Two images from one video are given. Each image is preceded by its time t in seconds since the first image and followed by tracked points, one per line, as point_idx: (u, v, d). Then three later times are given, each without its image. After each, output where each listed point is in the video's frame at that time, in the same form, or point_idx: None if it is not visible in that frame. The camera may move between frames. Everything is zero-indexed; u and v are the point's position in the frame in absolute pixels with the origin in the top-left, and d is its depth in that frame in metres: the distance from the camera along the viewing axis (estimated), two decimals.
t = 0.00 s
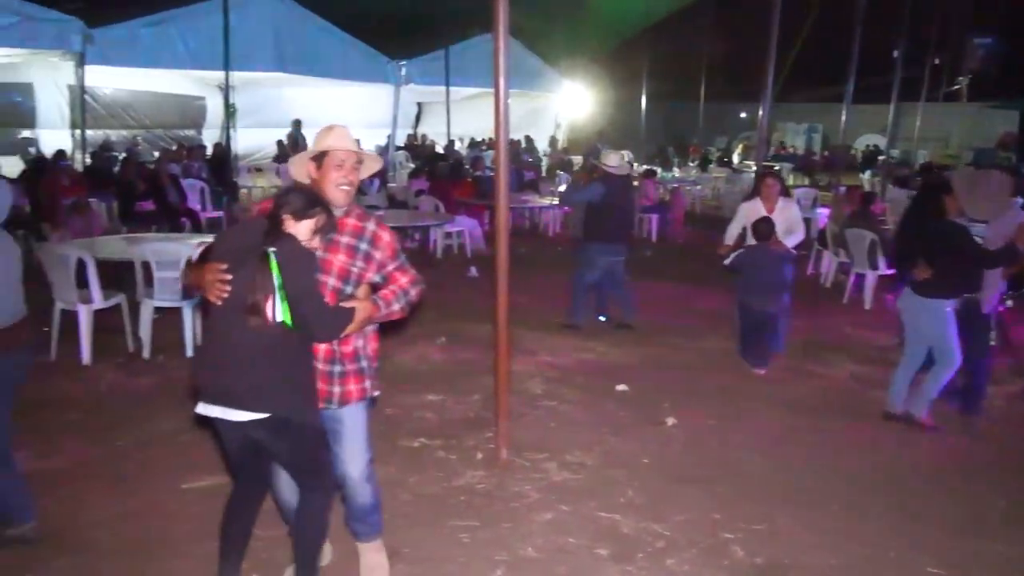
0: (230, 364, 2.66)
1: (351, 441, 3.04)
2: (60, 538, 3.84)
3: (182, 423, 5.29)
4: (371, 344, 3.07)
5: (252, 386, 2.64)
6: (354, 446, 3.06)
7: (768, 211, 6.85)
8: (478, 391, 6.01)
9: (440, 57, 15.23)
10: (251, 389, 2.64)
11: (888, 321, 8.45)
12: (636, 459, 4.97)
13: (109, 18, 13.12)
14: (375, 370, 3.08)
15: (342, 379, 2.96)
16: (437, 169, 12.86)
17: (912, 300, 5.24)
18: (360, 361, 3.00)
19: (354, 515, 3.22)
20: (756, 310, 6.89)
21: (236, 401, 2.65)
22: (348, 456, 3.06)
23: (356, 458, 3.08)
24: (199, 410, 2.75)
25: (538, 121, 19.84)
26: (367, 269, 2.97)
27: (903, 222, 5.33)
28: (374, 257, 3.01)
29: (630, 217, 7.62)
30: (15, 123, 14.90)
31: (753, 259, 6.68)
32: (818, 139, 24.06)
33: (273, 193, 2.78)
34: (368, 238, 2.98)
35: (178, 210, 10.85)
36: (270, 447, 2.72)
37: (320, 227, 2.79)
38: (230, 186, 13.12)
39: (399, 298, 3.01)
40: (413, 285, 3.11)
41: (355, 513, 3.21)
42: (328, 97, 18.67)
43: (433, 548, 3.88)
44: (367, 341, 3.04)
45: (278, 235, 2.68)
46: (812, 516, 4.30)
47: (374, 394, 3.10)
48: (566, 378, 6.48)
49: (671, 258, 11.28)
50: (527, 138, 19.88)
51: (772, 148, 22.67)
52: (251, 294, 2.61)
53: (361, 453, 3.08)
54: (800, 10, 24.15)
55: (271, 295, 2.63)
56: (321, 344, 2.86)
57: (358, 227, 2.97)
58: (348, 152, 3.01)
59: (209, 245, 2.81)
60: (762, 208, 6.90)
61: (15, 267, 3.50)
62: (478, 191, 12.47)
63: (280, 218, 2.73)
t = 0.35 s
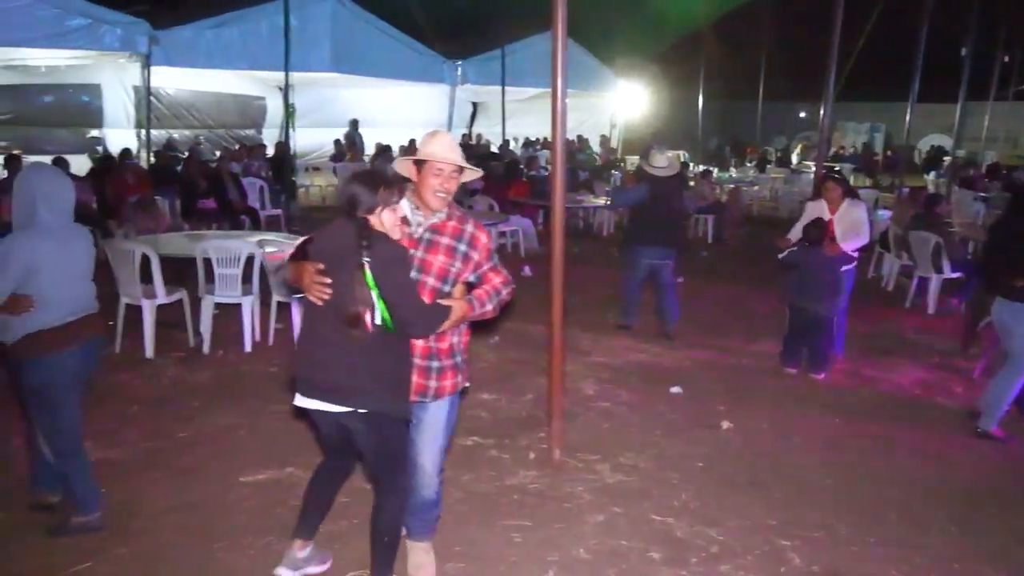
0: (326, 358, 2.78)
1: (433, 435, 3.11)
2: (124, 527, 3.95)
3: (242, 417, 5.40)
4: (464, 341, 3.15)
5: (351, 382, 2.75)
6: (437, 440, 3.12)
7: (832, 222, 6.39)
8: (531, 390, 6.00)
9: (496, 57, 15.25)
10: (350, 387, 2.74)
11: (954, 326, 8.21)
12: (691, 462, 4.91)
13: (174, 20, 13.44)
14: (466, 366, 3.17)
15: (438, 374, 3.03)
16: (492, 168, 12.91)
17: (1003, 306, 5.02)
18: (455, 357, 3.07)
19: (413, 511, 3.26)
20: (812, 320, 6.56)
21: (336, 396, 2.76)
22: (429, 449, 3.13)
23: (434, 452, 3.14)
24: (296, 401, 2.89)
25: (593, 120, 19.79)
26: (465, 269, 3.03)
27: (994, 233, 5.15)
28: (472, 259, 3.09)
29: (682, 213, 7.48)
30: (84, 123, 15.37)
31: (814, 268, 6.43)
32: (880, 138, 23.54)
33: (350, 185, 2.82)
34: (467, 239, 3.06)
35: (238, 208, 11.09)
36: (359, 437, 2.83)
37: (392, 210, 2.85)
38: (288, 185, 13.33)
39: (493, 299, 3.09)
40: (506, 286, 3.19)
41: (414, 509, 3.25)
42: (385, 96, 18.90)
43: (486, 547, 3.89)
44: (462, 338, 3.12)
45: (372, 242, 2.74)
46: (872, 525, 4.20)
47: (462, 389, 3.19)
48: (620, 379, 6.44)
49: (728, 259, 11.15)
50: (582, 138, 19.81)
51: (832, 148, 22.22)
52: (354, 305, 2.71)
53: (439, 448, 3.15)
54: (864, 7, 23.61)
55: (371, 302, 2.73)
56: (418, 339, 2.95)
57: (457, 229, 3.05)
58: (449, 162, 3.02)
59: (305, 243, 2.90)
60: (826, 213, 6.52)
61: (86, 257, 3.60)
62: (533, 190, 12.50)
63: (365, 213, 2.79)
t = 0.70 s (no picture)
0: (359, 349, 2.88)
1: (484, 430, 3.14)
2: (161, 521, 4.01)
3: (277, 414, 5.45)
4: (516, 335, 3.19)
5: (376, 377, 2.84)
6: (490, 435, 3.15)
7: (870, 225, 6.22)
8: (563, 391, 5.99)
9: (530, 57, 15.24)
10: (367, 377, 2.85)
11: (996, 330, 8.04)
12: (724, 465, 4.87)
13: (212, 22, 13.62)
14: (518, 362, 3.18)
15: (485, 366, 3.08)
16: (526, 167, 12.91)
17: None
18: (502, 352, 3.10)
19: (478, 506, 3.30)
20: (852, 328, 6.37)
21: (367, 386, 2.88)
22: (483, 445, 3.15)
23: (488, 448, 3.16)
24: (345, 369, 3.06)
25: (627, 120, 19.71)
26: (508, 264, 3.09)
27: None
28: (518, 251, 3.14)
29: (718, 214, 7.40)
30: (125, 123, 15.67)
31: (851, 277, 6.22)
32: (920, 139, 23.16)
33: (401, 181, 2.83)
34: (513, 233, 3.12)
35: (273, 207, 11.22)
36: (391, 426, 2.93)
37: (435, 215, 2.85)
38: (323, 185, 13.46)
39: (538, 292, 3.07)
40: (559, 282, 3.17)
41: (478, 503, 3.29)
42: (420, 97, 18.99)
43: (517, 547, 3.89)
44: (512, 333, 3.15)
45: (394, 245, 2.80)
46: (910, 531, 4.13)
47: (512, 388, 3.20)
48: (653, 380, 6.40)
49: (763, 261, 11.05)
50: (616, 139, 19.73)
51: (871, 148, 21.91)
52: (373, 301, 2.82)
53: (493, 444, 3.17)
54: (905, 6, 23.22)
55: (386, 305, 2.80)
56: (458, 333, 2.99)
57: (503, 222, 3.13)
58: (490, 158, 3.11)
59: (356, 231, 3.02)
60: (862, 217, 6.36)
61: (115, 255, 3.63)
62: (566, 191, 12.47)
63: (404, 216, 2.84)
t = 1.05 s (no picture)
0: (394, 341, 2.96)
1: (542, 436, 3.13)
2: (185, 517, 4.06)
3: (300, 412, 5.49)
4: (571, 341, 3.12)
5: (405, 371, 2.91)
6: (551, 448, 3.14)
7: (899, 228, 6.03)
8: (586, 391, 5.98)
9: (554, 57, 15.22)
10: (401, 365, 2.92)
11: None
12: (748, 468, 4.83)
13: (238, 22, 13.73)
14: (571, 370, 3.13)
15: (531, 369, 3.06)
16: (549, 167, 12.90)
17: None
18: (553, 357, 3.06)
19: (541, 516, 3.30)
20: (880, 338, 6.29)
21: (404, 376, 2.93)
22: (544, 459, 3.14)
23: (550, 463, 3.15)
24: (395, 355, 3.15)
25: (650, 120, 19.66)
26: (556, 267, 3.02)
27: None
28: (572, 253, 3.05)
29: (744, 214, 7.34)
30: (153, 123, 15.86)
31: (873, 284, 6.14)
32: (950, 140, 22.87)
33: (451, 182, 2.86)
34: (566, 234, 3.04)
35: (298, 207, 11.27)
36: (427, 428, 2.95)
37: (476, 218, 2.84)
38: (347, 185, 13.47)
39: (593, 294, 2.97)
40: (620, 284, 3.06)
41: (541, 513, 3.30)
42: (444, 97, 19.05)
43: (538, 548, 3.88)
44: (565, 337, 3.09)
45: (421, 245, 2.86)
46: (936, 537, 4.07)
47: (565, 395, 3.15)
48: (676, 382, 6.37)
49: (788, 262, 10.96)
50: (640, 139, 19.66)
51: (899, 148, 21.67)
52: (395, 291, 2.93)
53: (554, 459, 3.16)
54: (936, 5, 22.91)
55: (408, 295, 2.89)
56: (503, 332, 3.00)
57: (558, 223, 3.05)
58: (542, 159, 3.02)
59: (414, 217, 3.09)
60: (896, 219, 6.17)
61: (145, 256, 3.66)
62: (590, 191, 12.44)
63: (445, 217, 2.85)
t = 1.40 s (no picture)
0: (437, 345, 2.91)
1: (579, 444, 3.03)
2: (199, 515, 4.08)
3: (314, 411, 5.51)
4: (620, 343, 3.02)
5: (440, 374, 2.86)
6: (587, 453, 3.04)
7: (905, 228, 5.97)
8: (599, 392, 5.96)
9: (569, 57, 15.20)
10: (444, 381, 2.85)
11: None
12: (762, 470, 4.81)
13: (254, 23, 13.79)
14: (621, 372, 3.03)
15: (576, 379, 2.94)
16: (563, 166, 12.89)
17: None
18: (601, 361, 2.95)
19: (568, 522, 3.25)
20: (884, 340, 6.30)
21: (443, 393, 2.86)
22: (580, 463, 3.04)
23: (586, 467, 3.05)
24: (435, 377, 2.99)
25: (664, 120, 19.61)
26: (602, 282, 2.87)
27: None
28: (615, 252, 2.96)
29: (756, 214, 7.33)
30: (168, 123, 15.96)
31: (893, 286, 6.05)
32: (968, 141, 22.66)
33: (497, 196, 2.71)
34: (608, 232, 2.95)
35: (312, 207, 11.33)
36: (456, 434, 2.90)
37: (524, 231, 2.72)
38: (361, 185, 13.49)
39: (638, 291, 2.88)
40: (667, 280, 2.95)
41: (568, 518, 3.23)
42: (458, 97, 19.09)
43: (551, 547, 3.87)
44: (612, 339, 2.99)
45: (467, 257, 2.72)
46: (952, 541, 4.03)
47: (613, 402, 3.05)
48: (690, 383, 6.35)
49: (804, 263, 10.90)
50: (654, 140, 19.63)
51: (914, 148, 21.54)
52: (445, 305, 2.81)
53: (589, 465, 3.06)
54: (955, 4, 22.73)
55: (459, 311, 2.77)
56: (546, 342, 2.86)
57: (599, 221, 2.96)
58: (576, 162, 2.93)
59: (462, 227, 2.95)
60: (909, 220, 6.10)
61: (170, 253, 3.65)
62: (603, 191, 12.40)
63: (491, 229, 2.72)
